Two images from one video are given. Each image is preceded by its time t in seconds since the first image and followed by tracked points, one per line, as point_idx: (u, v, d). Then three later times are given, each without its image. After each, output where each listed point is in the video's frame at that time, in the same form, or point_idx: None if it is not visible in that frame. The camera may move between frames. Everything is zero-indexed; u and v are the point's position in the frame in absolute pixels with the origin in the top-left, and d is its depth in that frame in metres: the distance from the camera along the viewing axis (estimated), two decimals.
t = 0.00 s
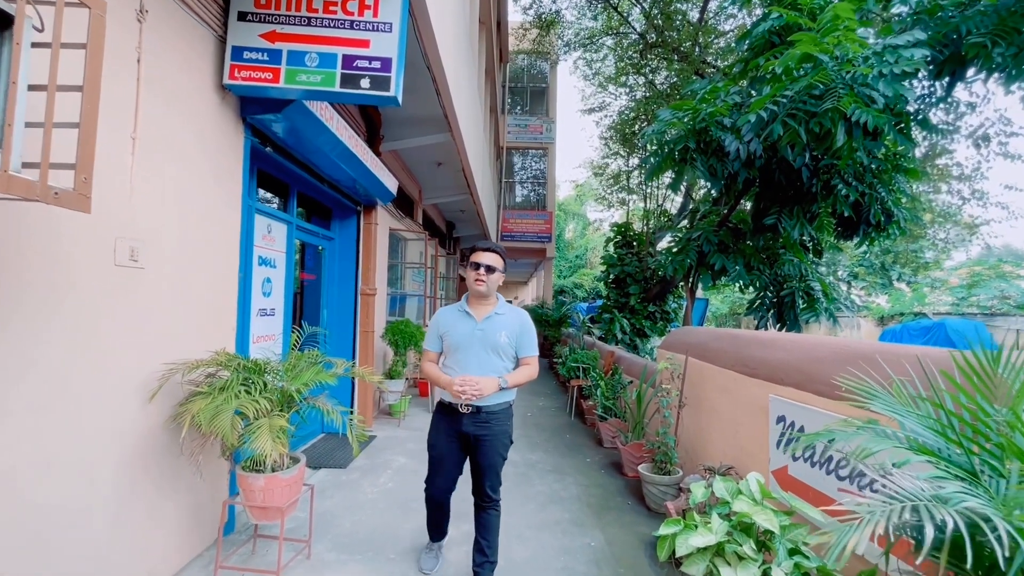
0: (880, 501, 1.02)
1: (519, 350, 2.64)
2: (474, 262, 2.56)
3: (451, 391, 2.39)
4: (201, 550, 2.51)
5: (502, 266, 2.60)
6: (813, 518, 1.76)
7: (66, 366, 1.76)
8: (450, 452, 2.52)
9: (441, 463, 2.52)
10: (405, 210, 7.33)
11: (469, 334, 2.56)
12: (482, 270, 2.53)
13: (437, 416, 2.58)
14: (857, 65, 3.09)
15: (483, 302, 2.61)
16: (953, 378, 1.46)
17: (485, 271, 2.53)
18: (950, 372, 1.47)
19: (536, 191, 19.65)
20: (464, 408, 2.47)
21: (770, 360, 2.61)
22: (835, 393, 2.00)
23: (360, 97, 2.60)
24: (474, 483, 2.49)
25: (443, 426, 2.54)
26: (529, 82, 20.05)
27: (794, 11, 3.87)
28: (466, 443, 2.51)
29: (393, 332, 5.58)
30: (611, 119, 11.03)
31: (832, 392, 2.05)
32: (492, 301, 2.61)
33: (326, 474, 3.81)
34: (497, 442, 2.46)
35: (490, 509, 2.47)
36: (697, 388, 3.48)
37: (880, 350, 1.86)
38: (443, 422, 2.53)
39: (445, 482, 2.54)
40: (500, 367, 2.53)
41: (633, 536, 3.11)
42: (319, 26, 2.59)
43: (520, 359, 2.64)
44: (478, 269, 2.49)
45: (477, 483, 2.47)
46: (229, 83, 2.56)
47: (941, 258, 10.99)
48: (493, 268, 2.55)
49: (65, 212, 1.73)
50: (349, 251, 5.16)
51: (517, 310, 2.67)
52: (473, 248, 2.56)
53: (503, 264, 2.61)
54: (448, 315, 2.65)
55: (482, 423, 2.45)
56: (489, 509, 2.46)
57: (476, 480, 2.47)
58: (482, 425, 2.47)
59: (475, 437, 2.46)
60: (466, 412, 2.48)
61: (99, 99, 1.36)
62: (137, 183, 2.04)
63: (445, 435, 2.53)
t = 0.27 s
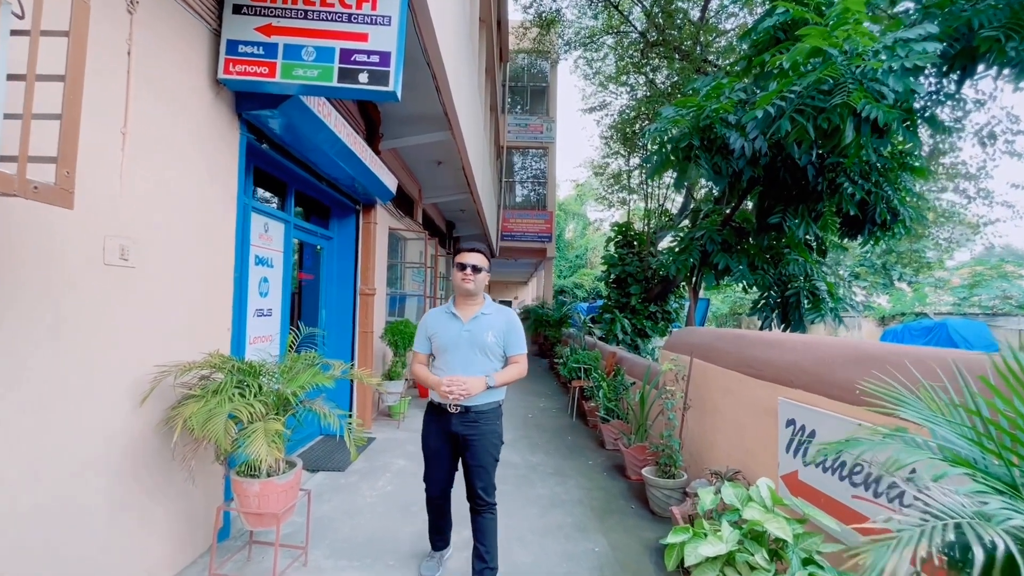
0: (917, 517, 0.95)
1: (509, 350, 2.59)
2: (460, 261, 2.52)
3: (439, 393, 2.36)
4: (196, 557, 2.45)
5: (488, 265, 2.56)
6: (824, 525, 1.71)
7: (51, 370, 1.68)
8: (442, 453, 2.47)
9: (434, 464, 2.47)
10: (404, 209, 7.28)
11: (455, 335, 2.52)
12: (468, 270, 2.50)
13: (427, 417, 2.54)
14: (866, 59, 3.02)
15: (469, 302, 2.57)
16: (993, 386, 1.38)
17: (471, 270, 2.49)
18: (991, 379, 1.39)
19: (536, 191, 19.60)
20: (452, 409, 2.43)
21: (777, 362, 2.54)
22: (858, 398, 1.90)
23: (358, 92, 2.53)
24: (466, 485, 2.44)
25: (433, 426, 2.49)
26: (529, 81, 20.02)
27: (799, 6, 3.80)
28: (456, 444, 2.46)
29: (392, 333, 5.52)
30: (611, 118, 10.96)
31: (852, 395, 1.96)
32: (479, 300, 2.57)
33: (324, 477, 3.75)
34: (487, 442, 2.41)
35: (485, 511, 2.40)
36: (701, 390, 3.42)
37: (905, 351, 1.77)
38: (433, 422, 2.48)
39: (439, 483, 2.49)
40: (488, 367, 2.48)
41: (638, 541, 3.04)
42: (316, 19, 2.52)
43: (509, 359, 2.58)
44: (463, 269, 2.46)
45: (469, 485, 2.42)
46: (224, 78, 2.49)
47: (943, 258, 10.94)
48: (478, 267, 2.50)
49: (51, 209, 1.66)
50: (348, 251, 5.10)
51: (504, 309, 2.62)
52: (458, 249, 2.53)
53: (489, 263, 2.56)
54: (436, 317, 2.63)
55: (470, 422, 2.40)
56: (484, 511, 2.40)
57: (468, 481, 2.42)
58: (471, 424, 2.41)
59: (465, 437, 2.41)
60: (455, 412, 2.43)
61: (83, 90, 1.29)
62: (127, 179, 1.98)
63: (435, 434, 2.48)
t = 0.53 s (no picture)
0: (968, 545, 0.94)
1: (499, 351, 2.62)
2: (441, 267, 2.53)
3: (433, 397, 2.37)
4: (194, 567, 2.38)
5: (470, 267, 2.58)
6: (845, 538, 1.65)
7: (42, 377, 1.62)
8: (439, 453, 2.45)
9: (432, 465, 2.45)
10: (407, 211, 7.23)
11: (445, 340, 2.53)
12: (451, 275, 2.50)
13: (422, 418, 2.52)
14: (881, 55, 2.94)
15: (456, 307, 2.59)
16: None
17: (452, 276, 2.51)
18: None
19: (539, 192, 19.54)
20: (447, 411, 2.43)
21: (794, 367, 2.48)
22: (901, 413, 1.75)
23: (360, 90, 2.48)
24: (463, 485, 2.41)
25: (428, 426, 2.48)
26: (532, 82, 19.99)
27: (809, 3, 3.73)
28: (454, 442, 2.45)
29: (394, 336, 5.46)
30: (615, 119, 10.89)
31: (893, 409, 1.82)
32: (466, 304, 2.59)
33: (326, 483, 3.69)
34: (485, 438, 2.41)
35: (484, 512, 2.37)
36: (711, 395, 3.36)
37: (945, 360, 1.68)
38: (429, 422, 2.46)
39: (438, 486, 2.46)
40: (479, 369, 2.50)
41: (646, 549, 2.97)
42: (317, 16, 2.47)
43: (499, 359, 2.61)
44: (446, 275, 2.47)
45: (468, 485, 2.40)
46: (222, 76, 2.43)
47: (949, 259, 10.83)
48: (461, 271, 2.52)
49: (40, 209, 1.60)
50: (350, 252, 5.04)
51: (491, 311, 2.65)
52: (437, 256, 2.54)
53: (471, 265, 2.58)
54: (424, 323, 2.63)
55: (466, 421, 2.40)
56: (483, 513, 2.37)
57: (465, 480, 2.39)
58: (467, 422, 2.41)
59: (462, 435, 2.41)
60: (450, 412, 2.43)
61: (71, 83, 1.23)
62: (122, 179, 1.92)
63: (432, 435, 2.46)
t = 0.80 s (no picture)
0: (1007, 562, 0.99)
1: (491, 343, 2.70)
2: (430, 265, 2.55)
3: (437, 392, 2.40)
4: (190, 571, 2.35)
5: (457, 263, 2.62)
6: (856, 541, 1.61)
7: (33, 379, 1.59)
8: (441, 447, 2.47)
9: (433, 458, 2.46)
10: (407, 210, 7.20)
11: (442, 336, 2.55)
12: (441, 272, 2.54)
13: (420, 413, 2.54)
14: (888, 48, 2.91)
15: (448, 303, 2.62)
16: None
17: (443, 272, 2.53)
18: None
19: (540, 192, 19.50)
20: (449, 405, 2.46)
21: (801, 366, 2.44)
22: (919, 411, 1.69)
23: (359, 86, 2.44)
24: (464, 476, 2.46)
25: (428, 420, 2.49)
26: (532, 82, 19.96)
27: None
28: (454, 435, 2.48)
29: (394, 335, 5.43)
30: (615, 117, 10.87)
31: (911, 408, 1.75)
32: (458, 299, 2.63)
33: (326, 484, 3.65)
34: (485, 429, 2.47)
35: (485, 502, 2.44)
36: (715, 394, 3.32)
37: (965, 358, 1.63)
38: (429, 416, 2.47)
39: (438, 478, 2.49)
40: (478, 362, 2.56)
41: (651, 551, 2.93)
42: (315, 11, 2.43)
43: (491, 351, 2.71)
44: (437, 272, 2.50)
45: (468, 476, 2.45)
46: (219, 71, 2.39)
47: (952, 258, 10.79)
48: (451, 267, 2.56)
49: (30, 206, 1.56)
50: (350, 251, 5.01)
51: (481, 304, 2.71)
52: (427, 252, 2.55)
53: (459, 261, 2.63)
54: (416, 320, 2.62)
55: (466, 413, 2.44)
56: (484, 503, 2.44)
57: (466, 471, 2.44)
58: (467, 415, 2.45)
59: (462, 427, 2.44)
60: (450, 405, 2.46)
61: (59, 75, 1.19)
62: (116, 176, 1.88)
63: (431, 428, 2.48)
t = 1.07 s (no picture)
0: None
1: (489, 346, 2.74)
2: (428, 271, 2.59)
3: (439, 393, 2.42)
4: None
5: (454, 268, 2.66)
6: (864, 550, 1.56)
7: (25, 386, 1.56)
8: (442, 448, 2.51)
9: (434, 461, 2.49)
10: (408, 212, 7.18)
11: (442, 339, 2.57)
12: (439, 278, 2.58)
13: (418, 415, 2.56)
14: (892, 47, 2.88)
15: (447, 306, 2.65)
16: None
17: (440, 277, 2.57)
18: None
19: (542, 194, 19.48)
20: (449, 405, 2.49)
21: (805, 370, 2.40)
22: (932, 416, 1.65)
23: (356, 88, 2.42)
24: (462, 476, 2.55)
25: (427, 421, 2.52)
26: (533, 84, 19.98)
27: None
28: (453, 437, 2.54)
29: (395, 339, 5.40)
30: (617, 119, 10.85)
31: (923, 413, 1.70)
32: (457, 302, 2.66)
33: (326, 489, 3.62)
34: (485, 431, 2.55)
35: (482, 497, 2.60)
36: (718, 398, 3.28)
37: (976, 362, 1.59)
38: (429, 418, 2.50)
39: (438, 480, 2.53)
40: (478, 363, 2.60)
41: (654, 558, 2.88)
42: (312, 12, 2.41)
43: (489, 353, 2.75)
44: (435, 278, 2.54)
45: (467, 475, 2.55)
46: (216, 74, 2.37)
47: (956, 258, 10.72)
48: (447, 272, 2.60)
49: (21, 210, 1.53)
50: (350, 254, 4.99)
51: (479, 308, 2.76)
52: (423, 258, 2.58)
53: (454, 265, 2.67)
54: (416, 322, 2.63)
55: (467, 415, 2.50)
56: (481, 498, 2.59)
57: (465, 472, 2.54)
58: (467, 416, 2.51)
59: (464, 430, 2.50)
60: (450, 407, 2.49)
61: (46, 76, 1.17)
62: (111, 180, 1.86)
63: (431, 430, 2.51)
